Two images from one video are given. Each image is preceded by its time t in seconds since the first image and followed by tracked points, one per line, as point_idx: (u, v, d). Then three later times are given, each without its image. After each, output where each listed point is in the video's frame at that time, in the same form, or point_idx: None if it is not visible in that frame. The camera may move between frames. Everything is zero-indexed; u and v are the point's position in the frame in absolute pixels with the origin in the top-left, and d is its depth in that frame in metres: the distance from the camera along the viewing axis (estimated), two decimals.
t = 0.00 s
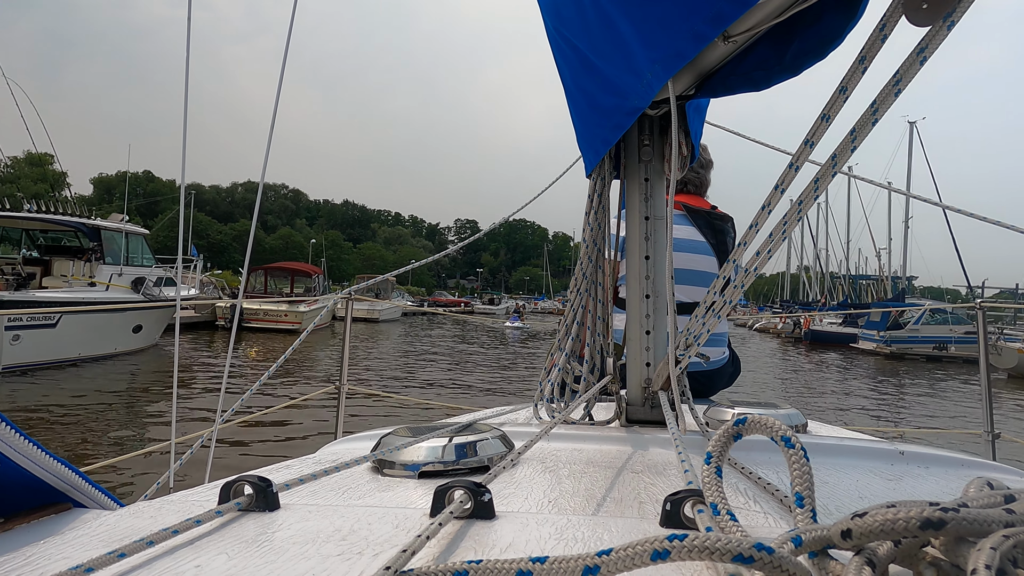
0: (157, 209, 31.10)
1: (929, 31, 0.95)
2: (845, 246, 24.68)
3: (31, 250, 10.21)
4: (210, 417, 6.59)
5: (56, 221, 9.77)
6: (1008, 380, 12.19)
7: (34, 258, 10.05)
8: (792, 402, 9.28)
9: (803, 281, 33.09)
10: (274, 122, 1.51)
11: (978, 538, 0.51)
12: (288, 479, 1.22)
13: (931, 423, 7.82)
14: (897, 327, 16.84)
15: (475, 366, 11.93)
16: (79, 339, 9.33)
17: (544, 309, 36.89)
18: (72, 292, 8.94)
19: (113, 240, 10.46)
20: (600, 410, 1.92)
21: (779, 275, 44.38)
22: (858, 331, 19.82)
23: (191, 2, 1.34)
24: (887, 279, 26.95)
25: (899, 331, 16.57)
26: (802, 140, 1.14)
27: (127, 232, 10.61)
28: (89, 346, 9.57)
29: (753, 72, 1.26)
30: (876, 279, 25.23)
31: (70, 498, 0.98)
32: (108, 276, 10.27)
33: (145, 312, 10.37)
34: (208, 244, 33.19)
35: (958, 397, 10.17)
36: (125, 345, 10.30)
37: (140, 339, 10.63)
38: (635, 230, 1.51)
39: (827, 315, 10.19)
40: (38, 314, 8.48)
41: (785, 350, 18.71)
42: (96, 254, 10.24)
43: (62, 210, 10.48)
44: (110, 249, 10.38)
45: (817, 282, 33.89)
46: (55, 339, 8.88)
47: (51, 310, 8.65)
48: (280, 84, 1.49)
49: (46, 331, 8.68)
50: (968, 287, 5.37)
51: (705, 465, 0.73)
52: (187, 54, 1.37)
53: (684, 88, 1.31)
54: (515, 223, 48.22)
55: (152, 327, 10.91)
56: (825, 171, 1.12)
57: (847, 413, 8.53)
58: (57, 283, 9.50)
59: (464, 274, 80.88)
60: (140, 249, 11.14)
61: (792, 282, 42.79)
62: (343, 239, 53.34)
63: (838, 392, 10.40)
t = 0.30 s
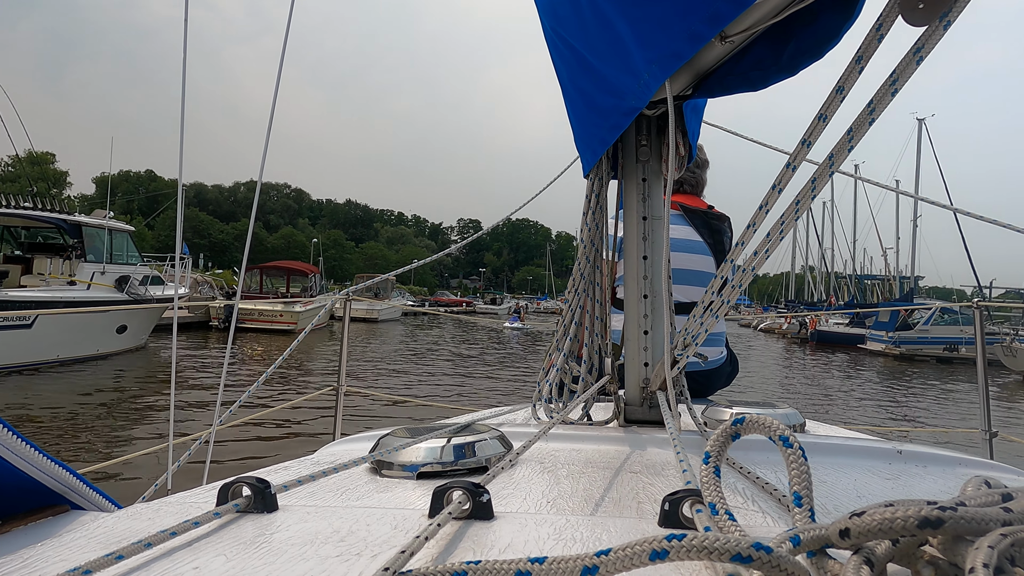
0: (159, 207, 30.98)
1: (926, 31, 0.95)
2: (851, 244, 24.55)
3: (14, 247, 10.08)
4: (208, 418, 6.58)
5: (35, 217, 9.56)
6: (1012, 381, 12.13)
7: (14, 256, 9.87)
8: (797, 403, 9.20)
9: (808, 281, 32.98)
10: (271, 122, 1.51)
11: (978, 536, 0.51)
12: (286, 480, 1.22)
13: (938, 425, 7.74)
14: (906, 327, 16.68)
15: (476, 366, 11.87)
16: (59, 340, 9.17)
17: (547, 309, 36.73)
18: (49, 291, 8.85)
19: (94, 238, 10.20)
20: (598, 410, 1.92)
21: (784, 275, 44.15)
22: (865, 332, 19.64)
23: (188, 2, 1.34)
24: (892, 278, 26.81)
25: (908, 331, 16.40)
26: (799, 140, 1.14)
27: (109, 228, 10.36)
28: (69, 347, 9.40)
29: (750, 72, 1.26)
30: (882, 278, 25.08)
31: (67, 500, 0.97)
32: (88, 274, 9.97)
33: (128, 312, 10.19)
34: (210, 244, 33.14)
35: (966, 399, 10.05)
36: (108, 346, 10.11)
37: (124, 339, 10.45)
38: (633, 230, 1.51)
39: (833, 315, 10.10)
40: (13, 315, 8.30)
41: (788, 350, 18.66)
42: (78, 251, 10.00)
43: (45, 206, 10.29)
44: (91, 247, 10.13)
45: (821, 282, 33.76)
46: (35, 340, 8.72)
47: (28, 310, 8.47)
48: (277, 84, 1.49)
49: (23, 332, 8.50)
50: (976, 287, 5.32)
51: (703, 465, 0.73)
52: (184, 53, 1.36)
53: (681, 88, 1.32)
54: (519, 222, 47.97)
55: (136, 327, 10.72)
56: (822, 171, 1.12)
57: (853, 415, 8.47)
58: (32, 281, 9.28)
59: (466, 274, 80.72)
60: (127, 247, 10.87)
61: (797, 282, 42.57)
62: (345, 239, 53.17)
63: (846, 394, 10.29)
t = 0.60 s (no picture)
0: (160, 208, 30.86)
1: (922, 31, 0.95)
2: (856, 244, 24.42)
3: None
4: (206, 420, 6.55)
5: (13, 214, 9.39)
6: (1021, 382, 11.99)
7: None
8: (802, 405, 9.13)
9: (812, 281, 32.87)
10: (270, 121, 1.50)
11: (975, 536, 0.51)
12: (284, 481, 1.22)
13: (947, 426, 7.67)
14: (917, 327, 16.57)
15: (477, 368, 11.81)
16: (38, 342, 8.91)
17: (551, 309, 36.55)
18: (29, 292, 8.70)
19: (75, 234, 10.03)
20: (596, 411, 1.93)
21: (788, 275, 43.94)
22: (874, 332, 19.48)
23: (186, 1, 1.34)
24: (896, 278, 26.68)
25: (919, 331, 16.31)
26: (797, 140, 1.14)
27: (92, 225, 10.24)
28: (48, 349, 9.17)
29: (748, 73, 1.26)
30: (887, 277, 24.93)
31: (65, 502, 0.97)
32: (69, 273, 9.80)
33: (114, 313, 10.05)
34: (211, 243, 33.08)
35: (975, 400, 9.95)
36: (88, 347, 9.98)
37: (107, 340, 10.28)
38: (631, 231, 1.51)
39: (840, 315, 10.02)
40: None
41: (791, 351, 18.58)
42: (58, 248, 9.85)
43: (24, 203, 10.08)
44: (72, 244, 9.97)
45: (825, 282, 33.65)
46: (13, 342, 8.50)
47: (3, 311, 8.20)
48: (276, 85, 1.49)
49: None
50: (985, 287, 5.27)
51: (702, 465, 0.73)
52: (181, 52, 1.35)
53: (679, 88, 1.32)
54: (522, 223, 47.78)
55: (120, 328, 10.57)
56: (820, 172, 1.12)
57: (859, 417, 8.40)
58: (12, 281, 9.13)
59: (468, 274, 80.56)
60: (109, 244, 10.70)
61: (802, 282, 42.38)
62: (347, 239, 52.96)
63: (852, 396, 10.19)
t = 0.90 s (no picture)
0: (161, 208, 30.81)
1: (920, 33, 0.95)
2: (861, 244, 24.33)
3: None
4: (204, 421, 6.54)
5: None
6: None
7: None
8: (806, 407, 9.08)
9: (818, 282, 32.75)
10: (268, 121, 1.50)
11: (971, 536, 0.51)
12: (281, 481, 1.22)
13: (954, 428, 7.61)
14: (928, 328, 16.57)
15: (477, 368, 11.77)
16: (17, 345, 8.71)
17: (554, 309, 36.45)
18: (24, 294, 8.68)
19: (54, 232, 9.67)
20: (593, 411, 1.93)
21: (794, 276, 43.76)
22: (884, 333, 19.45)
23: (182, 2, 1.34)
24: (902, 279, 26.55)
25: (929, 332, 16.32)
26: (795, 141, 1.14)
27: (73, 223, 9.91)
28: (27, 352, 8.91)
29: (747, 73, 1.26)
30: (892, 278, 24.84)
31: (61, 501, 0.97)
32: (47, 273, 9.47)
33: (96, 315, 9.84)
34: (213, 244, 33.09)
35: (981, 402, 9.88)
36: (69, 350, 9.72)
37: (90, 343, 10.06)
38: (630, 231, 1.51)
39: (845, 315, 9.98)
40: None
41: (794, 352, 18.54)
42: (35, 247, 9.49)
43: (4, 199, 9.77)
44: (51, 242, 9.62)
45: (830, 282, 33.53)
46: None
47: None
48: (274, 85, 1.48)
49: None
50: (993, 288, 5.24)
51: (699, 465, 0.73)
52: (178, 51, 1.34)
53: (677, 88, 1.32)
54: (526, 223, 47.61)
55: (103, 329, 10.37)
56: (817, 173, 1.12)
57: (868, 420, 8.33)
58: None
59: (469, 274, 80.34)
60: (92, 243, 10.34)
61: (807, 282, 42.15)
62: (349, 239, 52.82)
63: (857, 398, 10.14)
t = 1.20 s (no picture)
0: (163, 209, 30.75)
1: (919, 36, 0.96)
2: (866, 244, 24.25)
3: None
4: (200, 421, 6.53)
5: None
6: None
7: None
8: (810, 409, 9.04)
9: (824, 283, 32.61)
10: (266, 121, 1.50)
11: (967, 538, 0.51)
12: (277, 480, 1.22)
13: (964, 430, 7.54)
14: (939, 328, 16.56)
15: (478, 368, 11.72)
16: None
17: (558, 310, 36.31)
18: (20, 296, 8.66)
19: (32, 229, 9.45)
20: (590, 411, 1.92)
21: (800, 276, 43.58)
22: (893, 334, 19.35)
23: None
24: (910, 279, 26.36)
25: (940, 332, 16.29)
26: (792, 143, 1.14)
27: (52, 220, 9.66)
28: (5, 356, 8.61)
29: (745, 74, 1.26)
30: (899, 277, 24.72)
31: (55, 500, 0.96)
32: (24, 272, 9.27)
33: (75, 315, 9.55)
34: (216, 244, 33.04)
35: (989, 404, 9.80)
36: (49, 353, 9.39)
37: (71, 346, 9.74)
38: (627, 231, 1.51)
39: (852, 315, 9.92)
40: None
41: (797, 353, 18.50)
42: (11, 246, 9.27)
43: None
44: (28, 240, 9.40)
45: (836, 283, 33.38)
46: None
47: None
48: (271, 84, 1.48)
49: None
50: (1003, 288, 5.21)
51: (695, 466, 0.73)
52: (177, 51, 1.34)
53: (676, 89, 1.32)
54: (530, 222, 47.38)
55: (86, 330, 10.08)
56: (815, 174, 1.12)
57: (878, 422, 8.24)
58: None
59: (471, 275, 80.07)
60: (73, 242, 10.12)
61: (815, 282, 42.02)
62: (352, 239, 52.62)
63: (862, 400, 10.08)
